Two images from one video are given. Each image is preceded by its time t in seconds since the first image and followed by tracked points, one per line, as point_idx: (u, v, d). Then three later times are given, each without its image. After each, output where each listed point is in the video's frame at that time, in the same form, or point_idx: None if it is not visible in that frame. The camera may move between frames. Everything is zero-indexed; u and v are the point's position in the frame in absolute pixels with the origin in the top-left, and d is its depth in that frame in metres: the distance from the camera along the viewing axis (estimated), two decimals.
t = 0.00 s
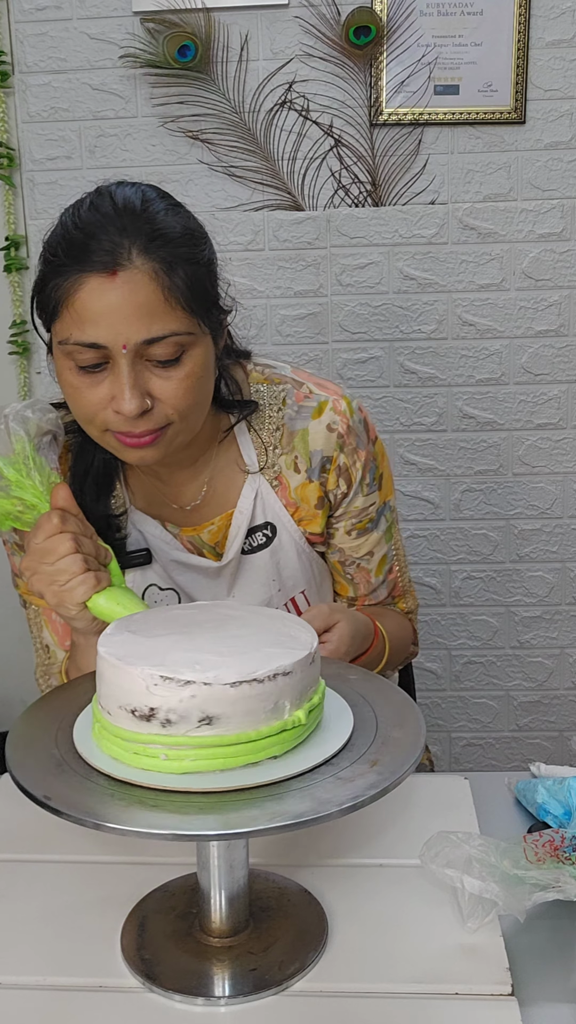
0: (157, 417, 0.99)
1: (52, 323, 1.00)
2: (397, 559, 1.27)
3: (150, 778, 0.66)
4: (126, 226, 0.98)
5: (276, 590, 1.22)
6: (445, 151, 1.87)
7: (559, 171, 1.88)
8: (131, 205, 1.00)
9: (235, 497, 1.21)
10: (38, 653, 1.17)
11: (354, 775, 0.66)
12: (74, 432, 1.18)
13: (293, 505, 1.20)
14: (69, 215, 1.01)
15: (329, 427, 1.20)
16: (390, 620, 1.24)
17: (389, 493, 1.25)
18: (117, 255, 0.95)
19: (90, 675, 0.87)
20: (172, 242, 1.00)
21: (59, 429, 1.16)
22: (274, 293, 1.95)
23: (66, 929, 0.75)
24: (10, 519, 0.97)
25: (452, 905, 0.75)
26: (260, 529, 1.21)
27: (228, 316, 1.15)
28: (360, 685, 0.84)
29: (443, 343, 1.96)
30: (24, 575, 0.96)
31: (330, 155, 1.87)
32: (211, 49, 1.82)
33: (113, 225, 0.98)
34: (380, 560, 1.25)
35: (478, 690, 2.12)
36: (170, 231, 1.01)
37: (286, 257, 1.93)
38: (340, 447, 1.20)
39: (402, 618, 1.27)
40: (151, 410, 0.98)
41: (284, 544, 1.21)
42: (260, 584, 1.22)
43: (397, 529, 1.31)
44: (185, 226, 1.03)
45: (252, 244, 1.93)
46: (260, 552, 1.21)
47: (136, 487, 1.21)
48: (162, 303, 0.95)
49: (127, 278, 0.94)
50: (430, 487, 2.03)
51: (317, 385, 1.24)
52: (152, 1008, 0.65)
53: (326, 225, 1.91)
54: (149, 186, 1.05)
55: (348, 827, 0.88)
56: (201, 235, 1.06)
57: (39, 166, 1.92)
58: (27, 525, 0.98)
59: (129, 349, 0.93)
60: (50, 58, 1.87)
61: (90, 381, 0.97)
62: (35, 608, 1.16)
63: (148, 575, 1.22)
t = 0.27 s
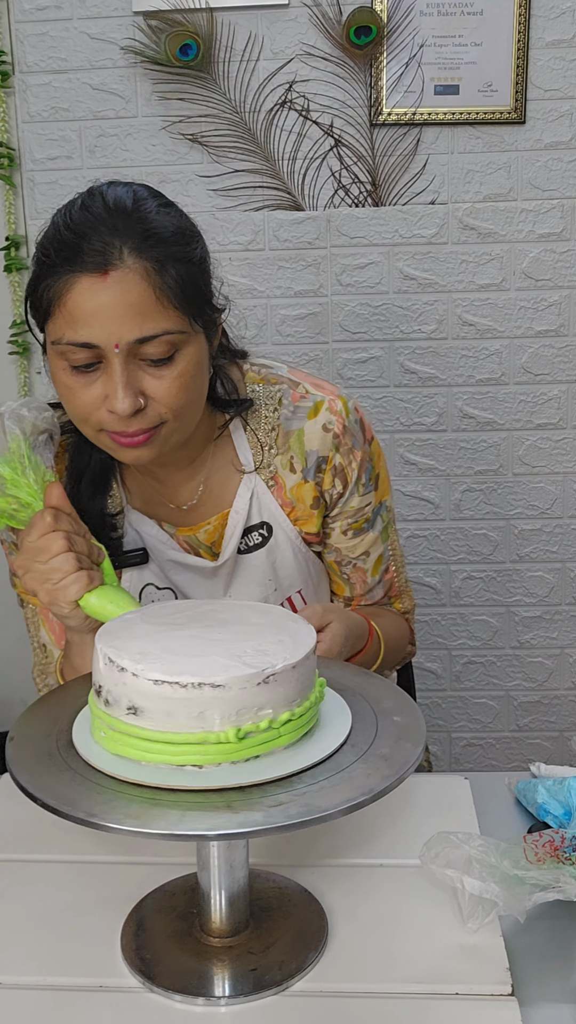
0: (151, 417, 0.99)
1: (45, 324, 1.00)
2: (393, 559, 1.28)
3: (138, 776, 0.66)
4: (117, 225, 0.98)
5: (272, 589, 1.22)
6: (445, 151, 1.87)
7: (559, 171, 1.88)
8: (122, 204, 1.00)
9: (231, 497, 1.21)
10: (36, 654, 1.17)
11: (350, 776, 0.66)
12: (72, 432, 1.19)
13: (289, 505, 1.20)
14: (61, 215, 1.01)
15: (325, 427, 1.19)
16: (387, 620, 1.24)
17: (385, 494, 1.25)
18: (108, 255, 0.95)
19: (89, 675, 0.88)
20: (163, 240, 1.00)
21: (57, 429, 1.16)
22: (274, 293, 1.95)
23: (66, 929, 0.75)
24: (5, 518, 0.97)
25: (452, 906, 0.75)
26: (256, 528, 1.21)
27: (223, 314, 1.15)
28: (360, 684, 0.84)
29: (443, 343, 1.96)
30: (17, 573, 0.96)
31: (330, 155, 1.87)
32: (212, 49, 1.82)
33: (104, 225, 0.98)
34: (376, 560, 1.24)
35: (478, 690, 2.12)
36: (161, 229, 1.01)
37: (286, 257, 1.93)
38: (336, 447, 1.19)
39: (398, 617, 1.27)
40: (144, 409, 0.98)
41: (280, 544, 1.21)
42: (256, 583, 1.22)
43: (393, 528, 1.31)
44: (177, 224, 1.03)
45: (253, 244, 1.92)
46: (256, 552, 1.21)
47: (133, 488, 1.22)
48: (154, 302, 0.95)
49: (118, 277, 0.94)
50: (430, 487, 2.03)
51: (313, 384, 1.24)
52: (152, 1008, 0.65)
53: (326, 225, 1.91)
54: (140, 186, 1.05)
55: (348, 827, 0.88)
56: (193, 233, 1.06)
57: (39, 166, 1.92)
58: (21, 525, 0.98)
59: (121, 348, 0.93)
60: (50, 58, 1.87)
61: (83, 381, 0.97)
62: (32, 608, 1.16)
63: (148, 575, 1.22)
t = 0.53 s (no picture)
0: (145, 417, 0.99)
1: (38, 326, 1.00)
2: (390, 558, 1.27)
3: (141, 770, 0.67)
4: (108, 227, 0.98)
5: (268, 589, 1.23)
6: (445, 151, 1.87)
7: (559, 171, 1.88)
8: (113, 206, 1.00)
9: (227, 497, 1.21)
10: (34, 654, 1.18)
11: (348, 776, 0.66)
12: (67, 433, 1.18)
13: (285, 505, 1.20)
14: (52, 218, 1.01)
15: (321, 428, 1.19)
16: (384, 620, 1.24)
17: (382, 494, 1.24)
18: (100, 257, 0.95)
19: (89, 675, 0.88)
20: (155, 241, 1.00)
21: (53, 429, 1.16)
22: (274, 293, 1.95)
23: (66, 929, 0.75)
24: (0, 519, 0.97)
25: (452, 906, 0.75)
26: (252, 529, 1.21)
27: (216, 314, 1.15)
28: (359, 684, 0.84)
29: (443, 343, 1.96)
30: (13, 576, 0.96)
31: (330, 155, 1.87)
32: (211, 49, 1.82)
33: (95, 227, 0.98)
34: (372, 560, 1.24)
35: (478, 690, 2.12)
36: (152, 230, 1.01)
37: (286, 257, 1.93)
38: (331, 448, 1.19)
39: (395, 617, 1.27)
40: (138, 410, 0.98)
41: (276, 544, 1.22)
42: (252, 582, 1.23)
43: (391, 528, 1.30)
44: (168, 225, 1.03)
45: (252, 244, 1.92)
46: (252, 552, 1.21)
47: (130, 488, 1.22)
48: (146, 302, 0.95)
49: (110, 279, 0.94)
50: (430, 487, 2.03)
51: (310, 384, 1.23)
52: (152, 1008, 0.65)
53: (326, 225, 1.91)
54: (131, 187, 1.05)
55: (348, 827, 0.88)
56: (184, 234, 1.06)
57: (39, 166, 1.92)
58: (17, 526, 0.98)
59: (114, 350, 0.93)
60: (50, 58, 1.87)
61: (77, 382, 0.97)
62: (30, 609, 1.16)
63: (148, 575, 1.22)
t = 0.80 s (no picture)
0: (143, 417, 0.99)
1: (35, 327, 1.00)
2: (388, 557, 1.27)
3: (137, 768, 0.67)
4: (105, 227, 0.98)
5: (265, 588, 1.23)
6: (445, 151, 1.87)
7: (559, 171, 1.88)
8: (110, 206, 1.00)
9: (224, 497, 1.21)
10: (32, 654, 1.17)
11: (348, 776, 0.66)
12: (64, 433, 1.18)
13: (281, 505, 1.20)
14: (49, 218, 1.00)
15: (317, 427, 1.19)
16: (382, 618, 1.24)
17: (379, 492, 1.24)
18: (96, 258, 0.95)
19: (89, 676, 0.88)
20: (151, 242, 1.00)
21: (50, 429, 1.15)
22: (274, 293, 1.95)
23: (66, 930, 0.75)
24: None
25: (452, 906, 0.75)
26: (249, 527, 1.21)
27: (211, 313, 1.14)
28: (359, 685, 0.84)
29: (442, 343, 1.96)
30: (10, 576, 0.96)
31: (330, 155, 1.87)
32: (211, 49, 1.82)
33: (92, 227, 0.98)
34: (370, 559, 1.24)
35: (478, 690, 2.12)
36: (149, 230, 1.01)
37: (286, 257, 1.93)
38: (328, 447, 1.19)
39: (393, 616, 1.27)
40: (136, 410, 0.98)
41: (273, 542, 1.22)
42: (249, 581, 1.23)
43: (389, 527, 1.30)
44: (164, 225, 1.03)
45: (252, 244, 1.92)
46: (249, 551, 1.22)
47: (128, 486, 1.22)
48: (143, 303, 0.94)
49: (107, 279, 0.94)
50: (430, 487, 2.03)
51: (306, 384, 1.23)
52: (152, 1008, 0.65)
53: (325, 225, 1.91)
54: (127, 186, 1.04)
55: (348, 827, 0.88)
56: (181, 233, 1.06)
57: (39, 166, 1.92)
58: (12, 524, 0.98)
59: (111, 350, 0.93)
60: (50, 57, 1.87)
61: (75, 383, 0.97)
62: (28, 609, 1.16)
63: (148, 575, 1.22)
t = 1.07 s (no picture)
0: (145, 391, 0.99)
1: (38, 301, 1.00)
2: (394, 539, 1.27)
3: (139, 769, 0.67)
4: (108, 199, 0.98)
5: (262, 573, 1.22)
6: (445, 151, 1.87)
7: (559, 171, 1.88)
8: (112, 178, 1.00)
9: (221, 479, 1.21)
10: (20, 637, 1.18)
11: (349, 776, 0.66)
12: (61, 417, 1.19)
13: (280, 487, 1.20)
14: (51, 191, 1.00)
15: (316, 409, 1.19)
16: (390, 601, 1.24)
17: (380, 474, 1.25)
18: (99, 230, 0.95)
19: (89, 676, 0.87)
20: (154, 214, 1.00)
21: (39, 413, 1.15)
22: (274, 293, 1.95)
23: (66, 929, 0.74)
24: None
25: (451, 906, 0.75)
26: (247, 509, 1.20)
27: (212, 290, 1.15)
28: (359, 684, 0.84)
29: (443, 343, 1.96)
30: None
31: (330, 155, 1.87)
32: (211, 49, 1.82)
33: (95, 199, 0.97)
34: (377, 541, 1.24)
35: (478, 690, 2.12)
36: (151, 203, 1.01)
37: (286, 257, 1.93)
38: (327, 429, 1.19)
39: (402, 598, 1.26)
40: (138, 383, 0.98)
41: (271, 525, 1.21)
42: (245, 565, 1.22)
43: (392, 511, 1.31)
44: (167, 198, 1.03)
45: (253, 244, 1.92)
46: (246, 533, 1.21)
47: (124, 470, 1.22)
48: (145, 275, 0.95)
49: (109, 251, 0.94)
50: (430, 487, 2.02)
51: (304, 368, 1.24)
52: (152, 1008, 0.65)
53: (326, 225, 1.91)
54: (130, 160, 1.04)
55: (348, 827, 0.88)
56: (183, 207, 1.05)
57: (39, 166, 1.92)
58: None
59: (114, 323, 0.93)
60: (50, 57, 1.87)
61: (77, 357, 0.97)
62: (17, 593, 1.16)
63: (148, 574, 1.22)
